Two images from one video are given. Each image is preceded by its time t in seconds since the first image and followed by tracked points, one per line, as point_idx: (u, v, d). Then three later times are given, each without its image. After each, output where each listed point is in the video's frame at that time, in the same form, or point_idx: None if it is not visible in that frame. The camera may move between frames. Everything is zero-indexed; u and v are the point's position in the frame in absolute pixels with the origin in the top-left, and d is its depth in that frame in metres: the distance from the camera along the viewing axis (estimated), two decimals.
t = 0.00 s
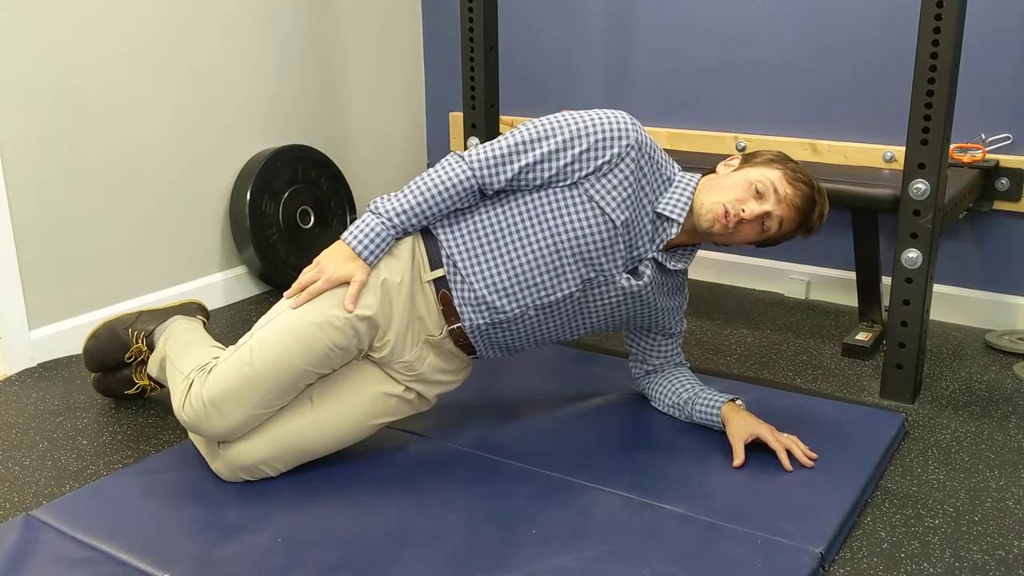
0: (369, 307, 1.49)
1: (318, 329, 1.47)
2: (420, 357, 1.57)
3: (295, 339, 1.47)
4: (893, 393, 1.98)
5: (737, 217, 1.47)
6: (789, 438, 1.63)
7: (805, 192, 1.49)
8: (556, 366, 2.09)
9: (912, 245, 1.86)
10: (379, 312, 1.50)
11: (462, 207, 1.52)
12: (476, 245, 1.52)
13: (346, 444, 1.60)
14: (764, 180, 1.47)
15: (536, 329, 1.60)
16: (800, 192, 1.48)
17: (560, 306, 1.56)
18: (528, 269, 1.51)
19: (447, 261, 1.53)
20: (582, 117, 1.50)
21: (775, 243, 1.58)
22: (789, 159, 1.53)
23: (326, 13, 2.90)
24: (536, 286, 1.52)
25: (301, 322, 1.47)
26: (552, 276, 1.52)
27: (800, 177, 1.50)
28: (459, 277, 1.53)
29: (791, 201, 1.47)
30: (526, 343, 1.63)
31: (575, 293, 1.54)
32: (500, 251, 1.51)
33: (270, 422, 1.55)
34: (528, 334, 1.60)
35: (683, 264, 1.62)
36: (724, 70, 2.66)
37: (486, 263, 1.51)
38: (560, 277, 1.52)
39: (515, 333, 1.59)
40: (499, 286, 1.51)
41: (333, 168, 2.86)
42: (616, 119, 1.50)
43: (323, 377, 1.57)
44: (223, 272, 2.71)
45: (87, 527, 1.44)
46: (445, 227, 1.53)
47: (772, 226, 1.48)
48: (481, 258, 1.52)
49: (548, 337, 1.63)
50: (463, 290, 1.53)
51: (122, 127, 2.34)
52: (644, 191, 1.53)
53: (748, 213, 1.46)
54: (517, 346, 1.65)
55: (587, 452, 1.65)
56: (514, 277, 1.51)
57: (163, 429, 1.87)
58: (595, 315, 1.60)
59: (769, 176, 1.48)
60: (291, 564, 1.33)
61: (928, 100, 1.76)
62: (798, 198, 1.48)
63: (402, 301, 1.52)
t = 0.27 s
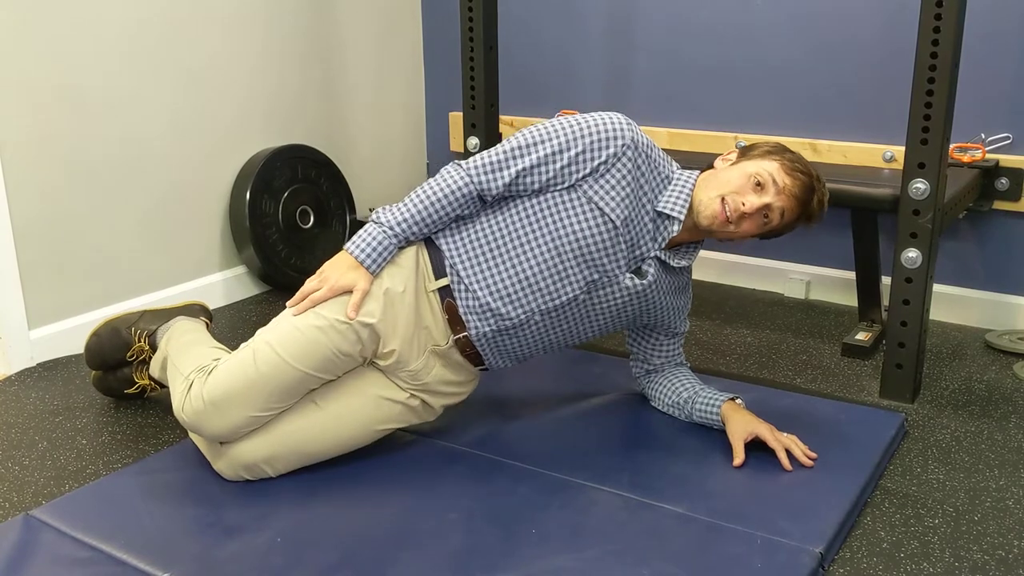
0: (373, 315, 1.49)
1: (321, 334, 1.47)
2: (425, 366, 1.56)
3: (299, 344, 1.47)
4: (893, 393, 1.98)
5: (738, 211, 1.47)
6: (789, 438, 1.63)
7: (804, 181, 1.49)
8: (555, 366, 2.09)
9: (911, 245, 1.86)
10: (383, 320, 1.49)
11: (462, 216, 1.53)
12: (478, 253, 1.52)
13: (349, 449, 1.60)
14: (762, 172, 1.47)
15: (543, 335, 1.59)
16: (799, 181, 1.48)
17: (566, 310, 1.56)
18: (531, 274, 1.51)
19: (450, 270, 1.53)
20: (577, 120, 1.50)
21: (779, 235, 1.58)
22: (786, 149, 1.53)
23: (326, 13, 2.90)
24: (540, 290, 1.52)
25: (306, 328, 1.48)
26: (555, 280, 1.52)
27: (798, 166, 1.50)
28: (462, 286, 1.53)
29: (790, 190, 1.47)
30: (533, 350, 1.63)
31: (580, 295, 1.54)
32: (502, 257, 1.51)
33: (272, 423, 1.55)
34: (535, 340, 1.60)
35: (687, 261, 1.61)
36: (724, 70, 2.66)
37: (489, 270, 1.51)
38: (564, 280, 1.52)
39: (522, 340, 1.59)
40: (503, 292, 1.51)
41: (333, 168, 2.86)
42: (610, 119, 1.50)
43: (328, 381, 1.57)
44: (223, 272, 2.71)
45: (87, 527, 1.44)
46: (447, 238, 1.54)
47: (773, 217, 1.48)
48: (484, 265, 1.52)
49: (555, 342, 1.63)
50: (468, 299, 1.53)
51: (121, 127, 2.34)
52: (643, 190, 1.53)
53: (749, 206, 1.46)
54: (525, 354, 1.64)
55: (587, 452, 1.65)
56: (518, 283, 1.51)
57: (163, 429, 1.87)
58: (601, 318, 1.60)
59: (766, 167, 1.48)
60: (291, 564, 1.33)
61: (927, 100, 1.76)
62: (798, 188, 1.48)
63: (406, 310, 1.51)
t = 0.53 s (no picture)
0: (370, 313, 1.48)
1: (318, 331, 1.46)
2: (422, 362, 1.56)
3: (295, 341, 1.46)
4: (892, 393, 1.98)
5: (733, 206, 1.47)
6: (788, 437, 1.63)
7: (798, 175, 1.49)
8: (555, 365, 2.09)
9: (911, 244, 1.86)
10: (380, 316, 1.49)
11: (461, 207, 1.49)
12: (474, 249, 1.51)
13: (346, 446, 1.61)
14: (757, 167, 1.48)
15: (539, 331, 1.60)
16: (793, 176, 1.48)
17: (562, 306, 1.56)
18: (528, 270, 1.51)
19: (446, 267, 1.53)
20: (570, 114, 1.49)
21: (773, 230, 1.58)
22: (778, 144, 1.53)
23: (326, 13, 2.90)
24: (537, 286, 1.52)
25: (302, 324, 1.47)
26: (552, 276, 1.52)
27: (791, 160, 1.50)
28: (458, 283, 1.53)
29: (784, 185, 1.47)
30: (529, 344, 1.63)
31: (576, 292, 1.54)
32: (499, 253, 1.51)
33: (270, 421, 1.55)
34: (531, 336, 1.60)
35: (687, 257, 1.62)
36: (724, 70, 2.66)
37: (486, 266, 1.51)
38: (561, 277, 1.52)
39: (518, 335, 1.59)
40: (500, 288, 1.51)
41: (333, 168, 2.86)
42: (607, 117, 1.50)
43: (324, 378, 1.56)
44: (222, 272, 2.71)
45: (86, 527, 1.44)
46: (443, 233, 1.54)
47: (768, 212, 1.48)
48: (481, 262, 1.51)
49: (552, 338, 1.63)
50: (464, 296, 1.53)
51: (121, 127, 2.34)
52: (640, 187, 1.53)
53: (744, 201, 1.46)
54: (522, 349, 1.65)
55: (586, 452, 1.65)
56: (515, 278, 1.51)
57: (162, 429, 1.87)
58: (598, 314, 1.60)
59: (760, 162, 1.48)
60: (290, 564, 1.33)
61: (926, 100, 1.76)
62: (792, 181, 1.48)
63: (402, 307, 1.52)
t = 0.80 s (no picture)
0: (364, 306, 1.49)
1: (314, 325, 1.47)
2: (416, 351, 1.58)
3: (291, 336, 1.47)
4: (892, 392, 1.98)
5: (735, 212, 1.47)
6: (788, 437, 1.63)
7: (800, 184, 1.49)
8: (554, 365, 2.09)
9: (910, 244, 1.86)
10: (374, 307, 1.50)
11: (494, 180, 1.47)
12: (475, 235, 1.51)
13: (345, 440, 1.60)
14: (760, 174, 1.47)
15: (532, 324, 1.60)
16: (796, 185, 1.48)
17: (556, 301, 1.56)
18: (528, 263, 1.50)
19: (441, 255, 1.52)
20: (590, 107, 1.50)
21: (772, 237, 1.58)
22: (781, 152, 1.53)
23: (326, 13, 2.90)
24: (534, 280, 1.52)
25: (298, 318, 1.47)
26: (549, 270, 1.51)
27: (794, 169, 1.50)
28: (453, 270, 1.52)
29: (787, 193, 1.47)
30: (520, 336, 1.63)
31: (572, 288, 1.54)
32: (499, 242, 1.50)
33: (268, 419, 1.55)
34: (522, 328, 1.60)
35: (682, 259, 1.63)
36: (724, 70, 2.66)
37: (485, 255, 1.51)
38: (558, 272, 1.52)
39: (510, 327, 1.59)
40: (496, 279, 1.51)
41: (333, 168, 2.86)
42: (619, 114, 1.50)
43: (322, 372, 1.57)
44: (222, 271, 2.71)
45: (86, 527, 1.44)
46: (441, 220, 1.52)
47: (769, 219, 1.48)
48: (480, 250, 1.51)
49: (542, 332, 1.63)
50: (459, 284, 1.52)
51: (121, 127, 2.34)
52: (644, 188, 1.53)
53: (747, 207, 1.46)
54: (512, 340, 1.65)
55: (586, 452, 1.65)
56: (514, 270, 1.51)
57: (162, 429, 1.87)
58: (591, 311, 1.60)
59: (764, 169, 1.48)
60: (290, 564, 1.33)
61: (926, 100, 1.76)
62: (794, 191, 1.48)
63: (395, 296, 1.52)
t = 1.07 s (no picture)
0: (366, 309, 1.49)
1: (315, 329, 1.47)
2: (417, 354, 1.58)
3: (291, 338, 1.47)
4: (892, 393, 1.98)
5: (738, 217, 1.46)
6: (787, 437, 1.63)
7: (802, 189, 1.49)
8: (554, 365, 2.09)
9: (910, 244, 1.86)
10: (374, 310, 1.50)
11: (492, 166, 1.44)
12: (480, 236, 1.51)
13: (345, 441, 1.60)
14: (763, 179, 1.47)
15: (535, 326, 1.60)
16: (798, 190, 1.49)
17: (559, 304, 1.56)
18: (532, 265, 1.51)
19: (445, 257, 1.52)
20: (596, 107, 1.49)
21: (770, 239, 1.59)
22: (782, 156, 1.53)
23: (325, 13, 2.90)
24: (538, 283, 1.52)
25: (298, 321, 1.47)
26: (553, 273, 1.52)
27: (795, 174, 1.50)
28: (457, 271, 1.52)
29: (789, 199, 1.48)
30: (523, 338, 1.63)
31: (575, 291, 1.54)
32: (504, 243, 1.50)
33: (268, 422, 1.56)
34: (525, 330, 1.60)
35: (683, 262, 1.63)
36: (723, 69, 2.66)
37: (489, 256, 1.51)
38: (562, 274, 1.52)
39: (513, 329, 1.59)
40: (501, 281, 1.51)
41: (333, 169, 2.86)
42: (625, 115, 1.50)
43: (321, 374, 1.57)
44: (222, 272, 2.71)
45: (86, 527, 1.44)
46: (444, 221, 1.52)
47: (771, 224, 1.49)
48: (485, 251, 1.51)
49: (545, 334, 1.63)
50: (463, 285, 1.52)
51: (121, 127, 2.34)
52: (648, 189, 1.53)
53: (750, 212, 1.45)
54: (514, 342, 1.65)
55: (586, 452, 1.65)
56: (519, 272, 1.51)
57: (161, 429, 1.87)
58: (595, 314, 1.60)
59: (767, 174, 1.48)
60: (289, 564, 1.33)
61: (925, 100, 1.76)
62: (795, 196, 1.48)
63: (397, 299, 1.53)
